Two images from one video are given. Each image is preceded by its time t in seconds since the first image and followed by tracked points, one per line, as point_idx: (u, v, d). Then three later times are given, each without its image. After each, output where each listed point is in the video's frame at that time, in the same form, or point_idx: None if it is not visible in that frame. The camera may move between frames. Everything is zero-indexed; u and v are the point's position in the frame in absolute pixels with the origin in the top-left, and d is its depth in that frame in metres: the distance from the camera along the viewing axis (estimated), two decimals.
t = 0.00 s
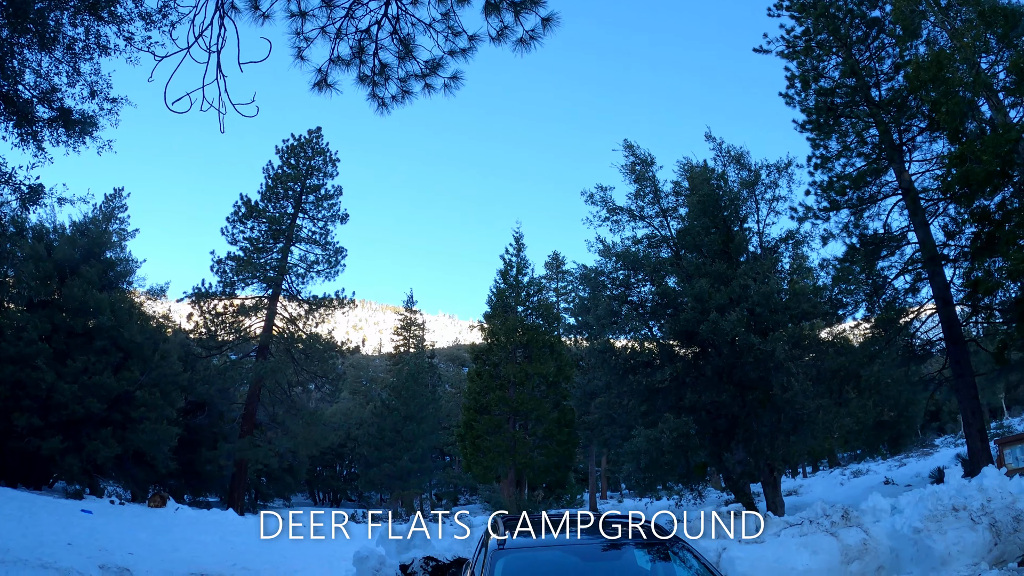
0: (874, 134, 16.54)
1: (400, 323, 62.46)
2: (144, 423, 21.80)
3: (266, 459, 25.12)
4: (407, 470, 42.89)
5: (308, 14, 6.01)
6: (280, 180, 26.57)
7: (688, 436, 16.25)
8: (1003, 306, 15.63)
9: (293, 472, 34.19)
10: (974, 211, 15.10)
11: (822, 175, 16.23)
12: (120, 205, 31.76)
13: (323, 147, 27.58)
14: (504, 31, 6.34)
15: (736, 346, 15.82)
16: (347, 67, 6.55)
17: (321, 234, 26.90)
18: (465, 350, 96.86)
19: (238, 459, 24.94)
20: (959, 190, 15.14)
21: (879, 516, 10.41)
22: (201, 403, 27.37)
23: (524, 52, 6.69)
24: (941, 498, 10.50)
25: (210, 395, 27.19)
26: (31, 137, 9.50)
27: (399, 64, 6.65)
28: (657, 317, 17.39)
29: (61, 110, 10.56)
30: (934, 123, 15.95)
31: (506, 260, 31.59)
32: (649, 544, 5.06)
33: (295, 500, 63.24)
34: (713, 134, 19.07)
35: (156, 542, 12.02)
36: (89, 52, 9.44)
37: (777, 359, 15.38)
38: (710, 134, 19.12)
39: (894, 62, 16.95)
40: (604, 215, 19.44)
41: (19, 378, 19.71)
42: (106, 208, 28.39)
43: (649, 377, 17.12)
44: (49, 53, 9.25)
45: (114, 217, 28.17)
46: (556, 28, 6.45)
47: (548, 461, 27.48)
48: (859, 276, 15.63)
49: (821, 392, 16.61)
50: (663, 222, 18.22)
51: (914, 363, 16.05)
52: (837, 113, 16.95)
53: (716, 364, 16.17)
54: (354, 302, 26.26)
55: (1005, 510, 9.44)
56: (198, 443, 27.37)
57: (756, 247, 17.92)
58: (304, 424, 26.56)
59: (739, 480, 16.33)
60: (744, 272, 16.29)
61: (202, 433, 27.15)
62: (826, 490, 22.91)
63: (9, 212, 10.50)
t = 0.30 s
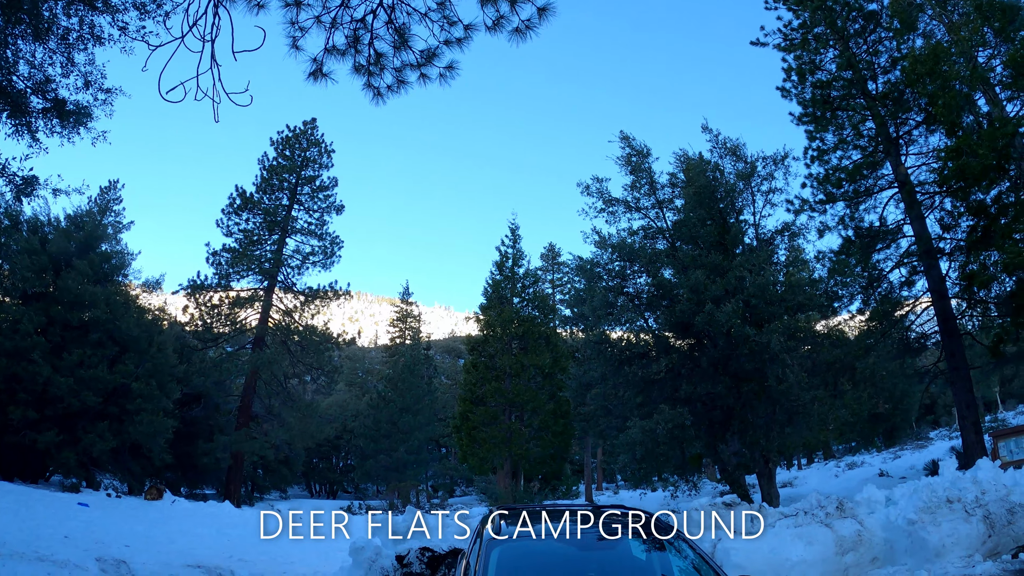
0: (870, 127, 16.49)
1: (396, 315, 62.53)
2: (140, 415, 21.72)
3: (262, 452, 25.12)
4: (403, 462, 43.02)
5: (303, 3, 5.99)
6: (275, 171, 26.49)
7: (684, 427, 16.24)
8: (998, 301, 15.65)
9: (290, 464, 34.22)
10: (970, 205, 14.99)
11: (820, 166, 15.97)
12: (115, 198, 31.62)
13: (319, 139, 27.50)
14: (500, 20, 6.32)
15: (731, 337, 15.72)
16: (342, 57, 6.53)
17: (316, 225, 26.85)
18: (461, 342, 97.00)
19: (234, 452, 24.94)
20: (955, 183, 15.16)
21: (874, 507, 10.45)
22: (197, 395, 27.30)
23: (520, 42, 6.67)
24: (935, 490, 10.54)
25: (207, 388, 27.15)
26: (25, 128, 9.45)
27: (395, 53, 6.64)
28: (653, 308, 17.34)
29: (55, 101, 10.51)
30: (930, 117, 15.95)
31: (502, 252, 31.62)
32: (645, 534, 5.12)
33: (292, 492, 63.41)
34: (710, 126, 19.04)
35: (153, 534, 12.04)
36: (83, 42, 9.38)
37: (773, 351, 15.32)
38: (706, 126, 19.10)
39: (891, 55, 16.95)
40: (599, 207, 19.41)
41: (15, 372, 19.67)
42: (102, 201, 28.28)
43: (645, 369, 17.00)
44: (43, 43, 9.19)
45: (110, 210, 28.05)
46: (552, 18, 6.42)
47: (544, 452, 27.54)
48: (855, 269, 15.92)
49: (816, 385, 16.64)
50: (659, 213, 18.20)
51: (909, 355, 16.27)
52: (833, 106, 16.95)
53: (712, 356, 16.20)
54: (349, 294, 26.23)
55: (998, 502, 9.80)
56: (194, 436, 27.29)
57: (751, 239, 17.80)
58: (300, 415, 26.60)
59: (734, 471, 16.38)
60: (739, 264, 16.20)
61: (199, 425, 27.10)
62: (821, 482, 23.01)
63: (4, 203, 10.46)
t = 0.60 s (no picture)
0: (867, 119, 16.48)
1: (392, 306, 62.56)
2: (136, 408, 21.65)
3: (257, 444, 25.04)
4: (399, 454, 42.71)
5: None
6: (271, 162, 26.39)
7: (679, 418, 16.30)
8: (994, 293, 15.71)
9: (286, 456, 34.11)
10: (966, 198, 15.07)
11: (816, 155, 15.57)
12: (110, 190, 31.49)
13: (315, 130, 27.38)
14: (497, 10, 6.28)
15: (727, 328, 15.80)
16: (338, 47, 6.48)
17: (312, 216, 26.77)
18: (457, 333, 97.09)
19: (231, 443, 24.97)
20: (952, 176, 15.10)
21: (869, 498, 10.48)
22: (194, 387, 27.19)
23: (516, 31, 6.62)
24: (931, 481, 10.59)
25: (203, 380, 27.06)
26: (19, 119, 9.39)
27: (390, 42, 6.58)
28: (649, 299, 17.36)
29: (49, 92, 10.43)
30: (927, 109, 15.97)
31: (497, 242, 31.60)
32: (640, 523, 5.14)
33: (289, 483, 63.42)
34: (707, 117, 18.99)
35: (150, 526, 12.04)
36: (77, 33, 9.31)
37: (768, 343, 15.57)
38: (703, 117, 19.05)
39: (889, 48, 16.93)
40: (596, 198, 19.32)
41: (11, 365, 19.59)
42: (96, 193, 28.14)
43: (640, 360, 17.35)
44: (37, 34, 9.12)
45: (105, 202, 27.90)
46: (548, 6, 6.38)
47: (540, 443, 27.58)
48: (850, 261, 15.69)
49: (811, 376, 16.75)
50: (655, 204, 18.18)
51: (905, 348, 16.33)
52: (830, 98, 16.92)
53: (708, 346, 16.11)
54: (345, 285, 26.20)
55: (993, 493, 9.85)
56: (191, 428, 27.08)
57: (748, 230, 17.89)
58: (296, 407, 26.61)
59: (729, 462, 16.15)
60: (736, 256, 16.22)
61: (195, 417, 26.97)
62: (816, 473, 23.05)
63: None
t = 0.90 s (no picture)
0: (863, 110, 16.47)
1: (388, 296, 62.70)
2: (131, 400, 21.71)
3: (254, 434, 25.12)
4: (395, 443, 42.91)
5: None
6: (266, 152, 26.29)
7: (675, 407, 16.28)
8: (989, 285, 15.84)
9: (283, 446, 34.40)
10: (962, 189, 15.12)
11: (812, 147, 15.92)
12: (105, 181, 31.37)
13: (310, 120, 27.27)
14: None
15: (722, 318, 15.73)
16: (332, 35, 6.46)
17: (308, 207, 26.70)
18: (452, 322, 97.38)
19: (227, 434, 25.14)
20: (947, 167, 15.15)
21: (863, 487, 10.54)
22: (190, 378, 27.05)
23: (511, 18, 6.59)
24: (924, 470, 10.66)
25: (199, 370, 26.90)
26: (13, 110, 9.33)
27: (384, 30, 6.56)
28: (645, 289, 17.26)
29: (43, 82, 10.36)
30: (923, 100, 16.00)
31: (493, 232, 31.65)
32: (634, 509, 5.07)
33: (285, 473, 63.63)
34: (703, 107, 18.96)
35: (147, 517, 12.05)
36: (70, 22, 9.24)
37: (764, 332, 15.49)
38: (699, 107, 19.01)
39: (886, 38, 16.89)
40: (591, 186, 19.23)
41: (7, 358, 19.52)
42: (91, 184, 28.01)
43: (636, 350, 17.10)
44: (30, 24, 9.05)
45: (100, 194, 27.78)
46: None
47: (536, 432, 27.74)
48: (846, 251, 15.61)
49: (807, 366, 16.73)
50: (651, 193, 18.15)
51: (900, 339, 16.35)
52: (827, 88, 16.92)
53: (703, 336, 16.11)
54: (340, 276, 26.18)
55: (987, 483, 9.91)
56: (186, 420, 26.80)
57: (743, 220, 17.84)
58: (292, 397, 26.62)
59: (724, 450, 16.63)
60: (731, 245, 16.24)
61: (191, 409, 26.89)
62: (811, 462, 23.18)
63: None
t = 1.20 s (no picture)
0: (859, 100, 16.48)
1: (383, 285, 62.78)
2: (125, 391, 21.63)
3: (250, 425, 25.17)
4: (391, 432, 43.06)
5: None
6: (261, 142, 26.19)
7: (669, 395, 16.23)
8: (983, 275, 15.91)
9: (279, 436, 34.49)
10: (957, 179, 15.18)
11: (808, 136, 15.89)
12: (98, 172, 31.24)
13: (305, 109, 27.15)
14: None
15: (717, 306, 15.84)
16: (326, 23, 6.45)
17: (303, 196, 26.62)
18: (448, 311, 97.49)
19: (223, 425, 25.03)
20: (942, 157, 15.23)
21: (856, 475, 10.60)
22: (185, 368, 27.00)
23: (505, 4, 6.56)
24: (918, 459, 10.73)
25: (194, 360, 26.79)
26: (6, 100, 9.29)
27: (378, 17, 6.53)
28: (639, 277, 17.17)
29: (36, 72, 10.32)
30: (919, 91, 16.01)
31: (488, 220, 31.71)
32: (629, 496, 5.11)
33: (282, 462, 63.83)
34: (697, 95, 18.78)
35: (144, 508, 12.07)
36: (63, 12, 9.19)
37: (758, 321, 15.46)
38: (695, 96, 18.83)
39: (882, 28, 16.87)
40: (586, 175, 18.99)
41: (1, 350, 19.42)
42: (85, 176, 27.90)
43: (631, 338, 17.13)
44: (23, 15, 9.00)
45: (94, 185, 27.65)
46: None
47: (532, 420, 27.92)
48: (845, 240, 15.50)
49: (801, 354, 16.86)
50: (646, 181, 18.14)
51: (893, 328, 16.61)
52: (823, 77, 16.90)
53: (698, 324, 16.20)
54: (335, 265, 26.21)
55: (979, 473, 9.99)
56: (183, 410, 27.13)
57: (738, 208, 17.77)
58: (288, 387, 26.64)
59: (719, 439, 16.52)
60: (726, 233, 16.05)
61: (187, 399, 26.88)
62: (806, 451, 23.27)
63: None
